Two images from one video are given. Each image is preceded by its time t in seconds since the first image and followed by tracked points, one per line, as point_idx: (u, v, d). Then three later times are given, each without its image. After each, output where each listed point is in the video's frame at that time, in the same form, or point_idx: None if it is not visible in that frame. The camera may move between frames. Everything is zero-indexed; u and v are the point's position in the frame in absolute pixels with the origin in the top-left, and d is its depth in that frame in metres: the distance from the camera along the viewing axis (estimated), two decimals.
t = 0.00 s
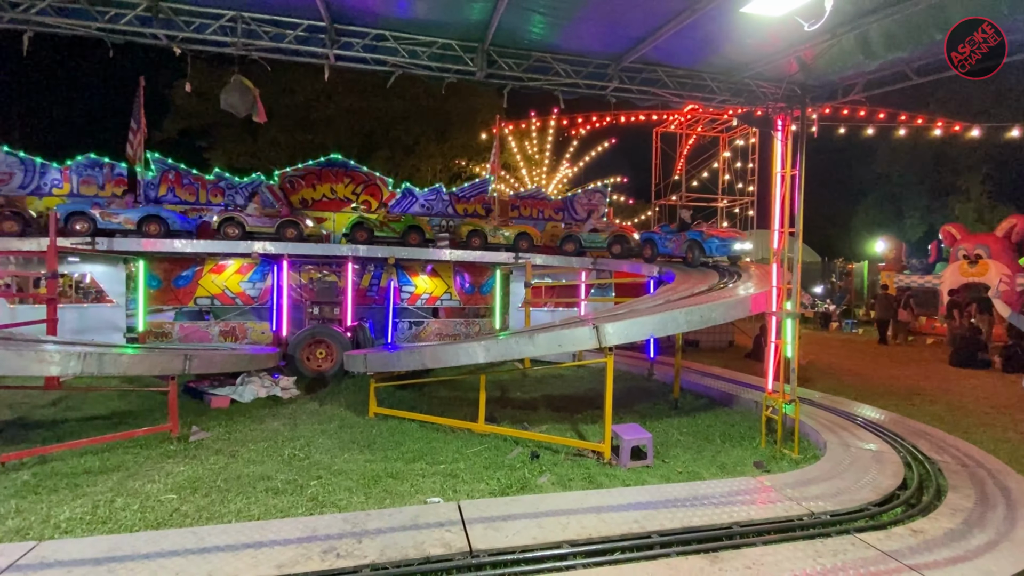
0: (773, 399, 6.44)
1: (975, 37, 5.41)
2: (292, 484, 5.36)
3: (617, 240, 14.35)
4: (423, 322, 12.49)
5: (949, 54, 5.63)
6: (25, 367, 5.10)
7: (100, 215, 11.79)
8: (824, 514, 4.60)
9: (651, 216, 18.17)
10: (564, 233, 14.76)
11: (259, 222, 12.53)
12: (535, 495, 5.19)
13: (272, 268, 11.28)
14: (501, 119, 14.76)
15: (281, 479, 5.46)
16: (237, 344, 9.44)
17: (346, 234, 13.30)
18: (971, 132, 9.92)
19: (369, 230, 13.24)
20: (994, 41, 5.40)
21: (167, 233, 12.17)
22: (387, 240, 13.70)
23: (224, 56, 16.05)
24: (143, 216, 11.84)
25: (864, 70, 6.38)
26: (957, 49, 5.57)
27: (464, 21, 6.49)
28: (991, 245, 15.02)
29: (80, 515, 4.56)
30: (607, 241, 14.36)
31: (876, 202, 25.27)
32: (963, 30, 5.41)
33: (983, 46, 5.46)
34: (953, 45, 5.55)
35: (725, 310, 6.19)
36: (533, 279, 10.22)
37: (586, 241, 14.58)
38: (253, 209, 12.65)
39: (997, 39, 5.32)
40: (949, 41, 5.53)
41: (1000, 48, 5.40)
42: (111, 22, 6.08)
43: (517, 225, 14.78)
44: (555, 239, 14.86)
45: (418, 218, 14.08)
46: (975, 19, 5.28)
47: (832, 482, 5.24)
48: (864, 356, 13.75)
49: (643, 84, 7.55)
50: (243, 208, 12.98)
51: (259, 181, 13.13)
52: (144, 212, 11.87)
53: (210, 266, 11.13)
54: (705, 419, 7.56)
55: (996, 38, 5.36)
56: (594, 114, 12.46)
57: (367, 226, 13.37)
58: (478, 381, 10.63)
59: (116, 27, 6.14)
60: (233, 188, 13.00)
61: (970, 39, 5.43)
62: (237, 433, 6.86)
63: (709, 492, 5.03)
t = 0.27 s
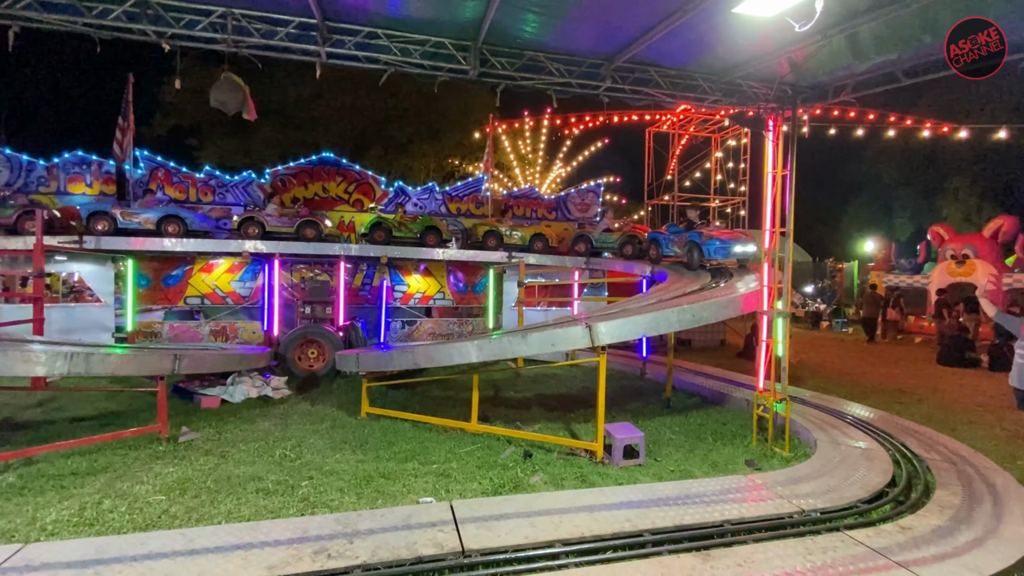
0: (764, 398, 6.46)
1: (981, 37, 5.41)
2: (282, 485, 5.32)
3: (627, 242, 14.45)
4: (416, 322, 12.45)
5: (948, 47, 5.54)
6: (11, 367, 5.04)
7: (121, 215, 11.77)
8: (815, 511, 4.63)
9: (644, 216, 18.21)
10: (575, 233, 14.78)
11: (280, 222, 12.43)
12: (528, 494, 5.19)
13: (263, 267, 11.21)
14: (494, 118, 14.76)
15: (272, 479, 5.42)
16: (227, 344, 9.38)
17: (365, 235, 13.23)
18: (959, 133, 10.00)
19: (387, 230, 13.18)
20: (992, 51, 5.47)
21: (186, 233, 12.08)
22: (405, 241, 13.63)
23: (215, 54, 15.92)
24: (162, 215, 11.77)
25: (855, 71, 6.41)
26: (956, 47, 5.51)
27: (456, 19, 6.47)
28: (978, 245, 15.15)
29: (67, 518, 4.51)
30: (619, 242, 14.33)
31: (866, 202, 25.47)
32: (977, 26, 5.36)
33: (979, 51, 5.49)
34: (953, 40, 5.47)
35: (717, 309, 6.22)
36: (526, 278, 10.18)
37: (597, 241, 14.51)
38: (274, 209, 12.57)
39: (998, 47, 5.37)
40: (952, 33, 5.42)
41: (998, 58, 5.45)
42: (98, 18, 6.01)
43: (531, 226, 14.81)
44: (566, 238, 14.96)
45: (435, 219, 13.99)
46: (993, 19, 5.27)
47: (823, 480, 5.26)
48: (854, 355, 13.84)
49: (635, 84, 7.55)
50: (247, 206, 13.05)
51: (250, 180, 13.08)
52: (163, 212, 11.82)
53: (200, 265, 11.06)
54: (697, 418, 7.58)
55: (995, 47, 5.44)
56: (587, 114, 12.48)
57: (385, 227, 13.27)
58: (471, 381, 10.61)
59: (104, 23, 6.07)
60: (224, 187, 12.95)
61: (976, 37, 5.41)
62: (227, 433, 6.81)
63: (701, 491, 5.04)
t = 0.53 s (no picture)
0: (754, 397, 6.49)
1: (982, 39, 5.41)
2: (272, 485, 5.30)
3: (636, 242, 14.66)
4: (408, 322, 12.40)
5: (948, 39, 5.48)
6: None
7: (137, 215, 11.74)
8: (803, 510, 4.65)
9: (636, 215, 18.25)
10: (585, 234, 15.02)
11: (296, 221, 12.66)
12: (519, 493, 5.19)
13: (254, 266, 11.15)
14: (487, 117, 14.75)
15: (262, 480, 5.40)
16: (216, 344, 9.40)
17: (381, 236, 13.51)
18: (947, 134, 10.08)
19: (404, 231, 13.47)
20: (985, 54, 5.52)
21: (202, 232, 12.08)
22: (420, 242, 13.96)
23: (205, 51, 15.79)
24: (179, 215, 11.78)
25: (844, 73, 6.45)
26: (956, 40, 5.48)
27: (448, 18, 6.45)
28: (965, 245, 15.31)
29: (53, 519, 4.47)
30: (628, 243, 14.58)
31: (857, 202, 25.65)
32: (985, 26, 5.33)
33: (973, 52, 5.53)
34: (956, 34, 5.42)
35: (707, 308, 6.23)
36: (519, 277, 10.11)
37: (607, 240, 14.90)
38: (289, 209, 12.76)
39: (996, 55, 5.39)
40: (957, 27, 5.35)
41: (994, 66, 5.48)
42: (85, 13, 5.95)
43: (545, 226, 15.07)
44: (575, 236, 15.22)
45: (450, 219, 14.26)
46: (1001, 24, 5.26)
47: (811, 478, 5.29)
48: (844, 354, 13.94)
49: (627, 83, 7.57)
50: (236, 204, 12.96)
51: (241, 178, 12.96)
52: (179, 212, 11.83)
53: (189, 265, 10.98)
54: (688, 417, 7.61)
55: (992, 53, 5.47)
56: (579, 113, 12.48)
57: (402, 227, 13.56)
58: (463, 380, 10.60)
59: (91, 18, 6.01)
60: (214, 185, 12.80)
61: (977, 38, 5.40)
62: (217, 434, 6.76)
63: (691, 489, 5.06)
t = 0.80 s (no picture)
0: (745, 395, 6.52)
1: (984, 40, 5.41)
2: (263, 485, 5.27)
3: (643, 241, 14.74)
4: (401, 321, 12.37)
5: (955, 32, 5.37)
6: None
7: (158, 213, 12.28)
8: (794, 507, 4.68)
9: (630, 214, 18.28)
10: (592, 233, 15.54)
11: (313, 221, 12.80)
12: (511, 492, 5.19)
13: (246, 265, 11.09)
14: (481, 116, 14.73)
15: (253, 480, 5.37)
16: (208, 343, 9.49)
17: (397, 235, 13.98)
18: (937, 135, 10.15)
19: (418, 230, 13.93)
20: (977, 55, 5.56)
21: (217, 231, 12.54)
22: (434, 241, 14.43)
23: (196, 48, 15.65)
24: (197, 213, 12.22)
25: (835, 74, 6.48)
26: (962, 35, 5.39)
27: (440, 15, 6.43)
28: (954, 245, 15.46)
29: (40, 521, 4.43)
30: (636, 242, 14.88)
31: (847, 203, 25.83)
32: (990, 27, 5.33)
33: (970, 52, 5.50)
34: (964, 29, 5.33)
35: (699, 308, 6.26)
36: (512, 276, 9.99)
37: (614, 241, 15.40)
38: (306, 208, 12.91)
39: (993, 61, 5.43)
40: (966, 22, 5.28)
41: (984, 68, 5.55)
42: (74, 9, 5.89)
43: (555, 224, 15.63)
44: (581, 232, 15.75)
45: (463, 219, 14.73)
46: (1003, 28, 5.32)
47: (801, 476, 5.32)
48: (834, 353, 14.04)
49: (620, 83, 7.58)
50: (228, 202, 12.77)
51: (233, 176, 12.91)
52: (197, 210, 12.26)
53: (181, 263, 10.94)
54: (681, 415, 7.64)
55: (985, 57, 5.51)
56: (573, 113, 12.48)
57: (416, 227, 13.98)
58: (457, 379, 10.60)
59: (80, 14, 5.95)
60: (206, 183, 12.72)
61: (981, 38, 5.37)
62: (208, 434, 6.72)
63: (683, 487, 5.08)
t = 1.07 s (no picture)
0: (738, 394, 6.54)
1: (984, 41, 5.44)
2: (256, 485, 5.24)
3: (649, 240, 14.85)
4: (396, 320, 12.34)
5: (954, 32, 5.44)
6: None
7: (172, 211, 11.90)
8: (786, 504, 4.70)
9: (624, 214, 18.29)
10: (600, 233, 15.58)
11: (329, 221, 12.86)
12: (506, 491, 5.18)
13: (238, 263, 11.05)
14: (476, 114, 14.70)
15: (246, 479, 5.34)
16: (201, 343, 9.51)
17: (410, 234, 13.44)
18: (928, 136, 10.20)
19: (431, 230, 13.43)
20: (978, 54, 5.62)
21: (235, 231, 12.23)
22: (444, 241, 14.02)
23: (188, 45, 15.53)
24: (215, 212, 11.95)
25: (828, 74, 6.50)
26: (962, 35, 5.46)
27: (434, 13, 6.41)
28: (945, 245, 15.55)
29: (30, 521, 4.39)
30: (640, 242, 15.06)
31: (840, 203, 25.98)
32: (990, 28, 5.37)
33: (970, 52, 5.58)
34: (965, 30, 5.38)
35: (694, 307, 6.26)
36: (507, 275, 9.99)
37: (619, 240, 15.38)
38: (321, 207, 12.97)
39: (993, 61, 5.47)
40: (967, 23, 5.32)
41: (985, 68, 5.60)
42: (64, 4, 5.84)
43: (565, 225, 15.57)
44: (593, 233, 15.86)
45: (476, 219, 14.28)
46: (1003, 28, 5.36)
47: (794, 474, 5.35)
48: (827, 351, 14.09)
49: (614, 82, 7.58)
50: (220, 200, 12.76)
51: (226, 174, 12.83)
52: (214, 209, 12.00)
53: (173, 262, 10.90)
54: (674, 414, 7.66)
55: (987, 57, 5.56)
56: (568, 112, 12.47)
57: (430, 228, 13.59)
58: (451, 378, 10.58)
59: (70, 10, 5.90)
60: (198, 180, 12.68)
61: (982, 38, 5.43)
62: (200, 433, 6.68)
63: (676, 485, 5.09)
